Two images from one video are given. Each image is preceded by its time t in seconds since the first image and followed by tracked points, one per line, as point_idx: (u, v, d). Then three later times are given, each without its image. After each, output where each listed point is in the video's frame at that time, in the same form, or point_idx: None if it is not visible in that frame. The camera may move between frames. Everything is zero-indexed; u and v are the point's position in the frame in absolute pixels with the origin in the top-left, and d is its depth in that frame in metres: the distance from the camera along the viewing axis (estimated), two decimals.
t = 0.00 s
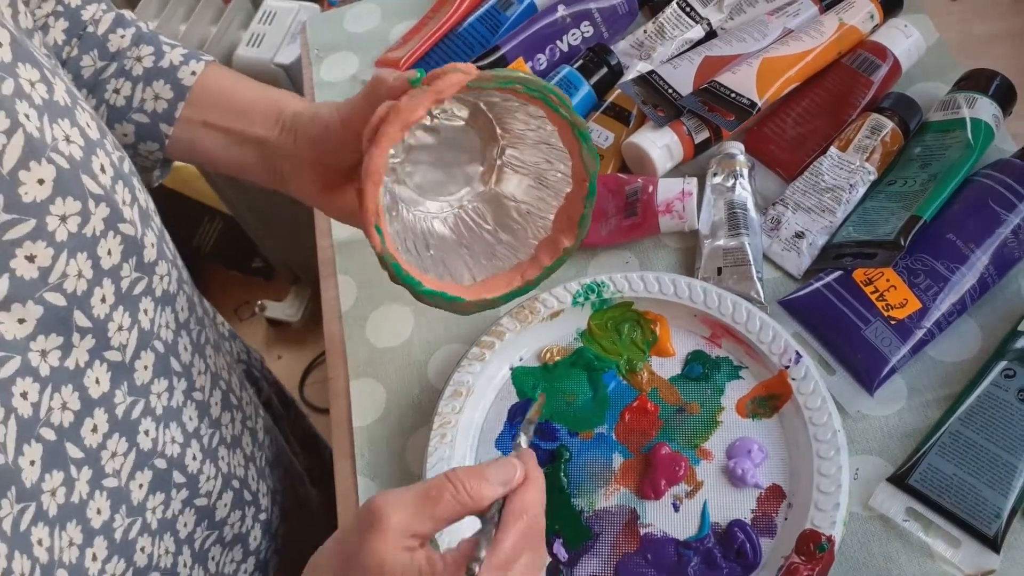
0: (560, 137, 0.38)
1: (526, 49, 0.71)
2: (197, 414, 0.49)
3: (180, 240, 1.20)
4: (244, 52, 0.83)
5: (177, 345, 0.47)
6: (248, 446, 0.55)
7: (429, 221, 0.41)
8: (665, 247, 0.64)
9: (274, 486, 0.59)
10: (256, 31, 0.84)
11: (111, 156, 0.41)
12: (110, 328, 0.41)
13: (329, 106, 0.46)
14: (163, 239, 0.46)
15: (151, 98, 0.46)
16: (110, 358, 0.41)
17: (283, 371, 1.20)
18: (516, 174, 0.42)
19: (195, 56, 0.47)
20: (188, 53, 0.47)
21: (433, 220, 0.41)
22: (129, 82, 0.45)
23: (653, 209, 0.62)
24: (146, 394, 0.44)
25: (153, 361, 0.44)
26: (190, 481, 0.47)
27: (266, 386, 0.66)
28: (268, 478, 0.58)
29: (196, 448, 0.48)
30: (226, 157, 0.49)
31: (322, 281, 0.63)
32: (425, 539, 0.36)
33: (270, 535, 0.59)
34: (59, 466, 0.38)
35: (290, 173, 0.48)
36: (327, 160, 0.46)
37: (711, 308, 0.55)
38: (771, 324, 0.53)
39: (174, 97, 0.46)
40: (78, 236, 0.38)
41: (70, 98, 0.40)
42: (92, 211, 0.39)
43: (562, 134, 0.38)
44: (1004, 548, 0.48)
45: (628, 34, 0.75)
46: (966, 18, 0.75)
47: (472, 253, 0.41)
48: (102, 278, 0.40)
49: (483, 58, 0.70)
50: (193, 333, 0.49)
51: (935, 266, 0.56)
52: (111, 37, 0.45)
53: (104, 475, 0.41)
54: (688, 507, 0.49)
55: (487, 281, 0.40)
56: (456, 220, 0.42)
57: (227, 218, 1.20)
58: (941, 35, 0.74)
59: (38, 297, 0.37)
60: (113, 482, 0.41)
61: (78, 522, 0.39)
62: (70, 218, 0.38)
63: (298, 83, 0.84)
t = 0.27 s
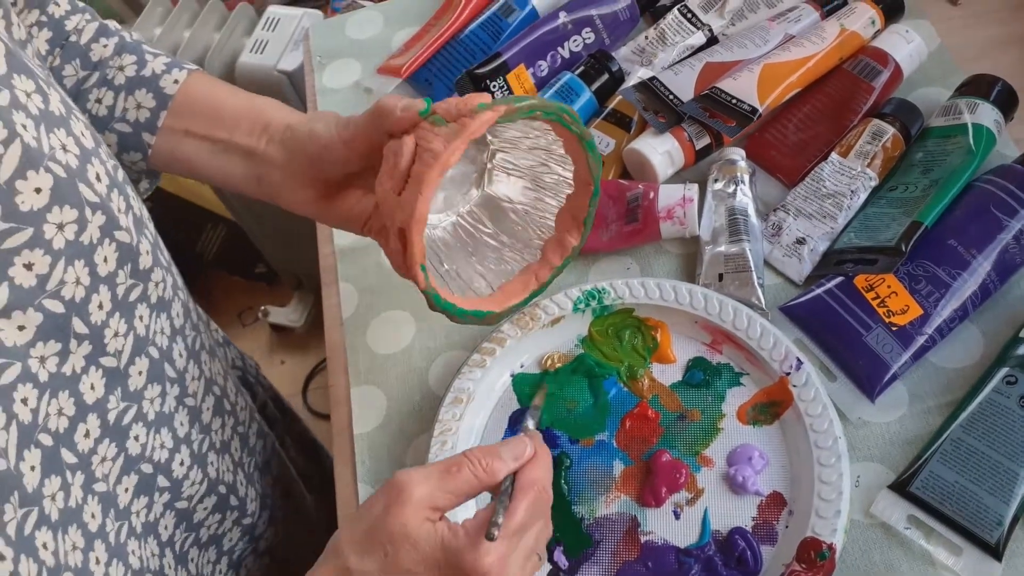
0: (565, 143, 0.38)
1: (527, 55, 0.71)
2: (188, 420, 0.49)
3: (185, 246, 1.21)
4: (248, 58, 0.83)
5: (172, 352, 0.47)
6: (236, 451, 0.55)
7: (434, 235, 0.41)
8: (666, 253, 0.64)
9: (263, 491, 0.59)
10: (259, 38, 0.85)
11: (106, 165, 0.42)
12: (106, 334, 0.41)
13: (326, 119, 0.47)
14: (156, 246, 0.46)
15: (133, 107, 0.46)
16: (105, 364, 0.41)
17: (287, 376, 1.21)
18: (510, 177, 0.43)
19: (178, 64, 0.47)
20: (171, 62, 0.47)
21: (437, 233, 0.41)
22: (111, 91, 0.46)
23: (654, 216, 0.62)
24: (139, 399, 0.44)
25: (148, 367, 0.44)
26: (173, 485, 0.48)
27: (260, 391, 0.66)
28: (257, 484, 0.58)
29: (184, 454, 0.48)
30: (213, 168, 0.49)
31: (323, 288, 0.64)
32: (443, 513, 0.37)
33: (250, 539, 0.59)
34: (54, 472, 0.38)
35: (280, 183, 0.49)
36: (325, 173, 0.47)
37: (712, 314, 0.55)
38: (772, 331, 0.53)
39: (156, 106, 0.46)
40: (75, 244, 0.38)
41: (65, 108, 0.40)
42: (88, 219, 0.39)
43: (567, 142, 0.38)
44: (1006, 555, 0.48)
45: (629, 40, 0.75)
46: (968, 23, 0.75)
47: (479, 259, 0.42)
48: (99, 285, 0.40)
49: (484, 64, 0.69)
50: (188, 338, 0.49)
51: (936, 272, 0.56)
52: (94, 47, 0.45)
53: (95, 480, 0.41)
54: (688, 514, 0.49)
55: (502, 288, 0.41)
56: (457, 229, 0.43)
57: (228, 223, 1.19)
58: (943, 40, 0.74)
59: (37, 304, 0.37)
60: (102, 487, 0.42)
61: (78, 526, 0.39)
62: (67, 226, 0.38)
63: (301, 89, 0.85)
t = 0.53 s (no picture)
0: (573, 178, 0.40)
1: (526, 67, 0.71)
2: (183, 425, 0.49)
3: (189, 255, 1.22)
4: (250, 70, 0.84)
5: (173, 358, 0.47)
6: (236, 457, 0.55)
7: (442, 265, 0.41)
8: (664, 262, 0.65)
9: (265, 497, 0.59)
10: (261, 50, 0.85)
11: (106, 173, 0.42)
12: (106, 341, 0.41)
13: (332, 150, 0.46)
14: (157, 254, 0.47)
15: (132, 128, 0.47)
16: (104, 370, 0.41)
17: (291, 384, 1.21)
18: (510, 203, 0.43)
19: (178, 85, 0.48)
20: (171, 83, 0.47)
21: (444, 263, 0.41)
22: (110, 113, 0.47)
23: (651, 225, 0.63)
24: (136, 405, 0.44)
25: (146, 373, 0.45)
26: (172, 491, 0.48)
27: (261, 400, 0.67)
28: (257, 490, 0.58)
29: (181, 459, 0.49)
30: (208, 191, 0.48)
31: (324, 297, 0.64)
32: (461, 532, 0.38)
33: (250, 544, 0.59)
34: (55, 477, 0.39)
35: (283, 210, 0.48)
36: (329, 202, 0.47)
37: (709, 322, 0.55)
38: (768, 339, 0.53)
39: (154, 127, 0.47)
40: (74, 250, 0.39)
41: (65, 116, 0.40)
42: (89, 226, 0.40)
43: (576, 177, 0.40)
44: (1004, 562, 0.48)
45: (627, 52, 0.76)
46: (963, 34, 0.76)
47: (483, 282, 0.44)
48: (99, 291, 0.40)
49: (483, 76, 0.70)
50: (189, 345, 0.49)
51: (931, 280, 0.56)
52: (95, 68, 0.46)
53: (95, 485, 0.42)
54: (686, 522, 0.49)
55: (510, 314, 0.44)
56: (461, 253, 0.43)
57: (232, 232, 1.22)
58: (938, 50, 0.75)
59: (37, 310, 0.37)
60: (103, 492, 0.42)
61: (83, 530, 0.40)
62: (66, 232, 0.38)
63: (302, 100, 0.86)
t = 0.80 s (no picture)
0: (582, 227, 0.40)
1: (528, 72, 0.72)
2: (182, 439, 0.49)
3: (192, 262, 1.22)
4: (253, 75, 0.84)
5: (169, 371, 0.47)
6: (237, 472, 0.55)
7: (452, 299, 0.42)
8: (666, 267, 0.65)
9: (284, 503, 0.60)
10: (264, 55, 0.86)
11: (113, 183, 0.43)
12: (107, 353, 0.41)
13: (339, 178, 0.45)
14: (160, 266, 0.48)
15: (138, 131, 0.47)
16: (104, 383, 0.41)
17: (292, 389, 1.21)
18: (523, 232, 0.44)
19: (182, 86, 0.48)
20: (175, 83, 0.48)
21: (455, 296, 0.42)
22: (116, 115, 0.47)
23: (653, 230, 0.63)
24: (135, 417, 0.44)
25: (145, 386, 0.45)
26: (190, 502, 0.48)
27: (266, 405, 0.67)
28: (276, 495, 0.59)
29: (191, 471, 0.49)
30: (213, 194, 0.50)
31: (326, 302, 0.64)
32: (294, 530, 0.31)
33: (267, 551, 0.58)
34: (60, 490, 0.38)
35: (288, 218, 0.50)
36: (332, 220, 0.48)
37: (711, 327, 0.55)
38: (770, 343, 0.53)
39: (158, 131, 0.47)
40: (76, 261, 0.39)
41: (73, 127, 0.41)
42: (93, 237, 0.40)
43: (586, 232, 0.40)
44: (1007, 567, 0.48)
45: (628, 57, 0.76)
46: (965, 38, 0.76)
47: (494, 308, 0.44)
48: (100, 302, 0.41)
49: (486, 81, 0.70)
50: (183, 358, 0.50)
51: (934, 285, 0.56)
52: (101, 68, 0.46)
53: (106, 498, 0.41)
54: (688, 527, 0.49)
55: (508, 341, 0.44)
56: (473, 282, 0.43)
57: (235, 238, 1.22)
58: (940, 55, 0.75)
59: (39, 320, 0.37)
60: (115, 505, 0.42)
61: (85, 545, 0.40)
62: (69, 243, 0.38)
63: (305, 106, 0.86)
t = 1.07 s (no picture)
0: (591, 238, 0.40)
1: (530, 73, 0.72)
2: (196, 435, 0.49)
3: (193, 263, 1.23)
4: (255, 75, 0.84)
5: (179, 367, 0.48)
6: (248, 467, 0.56)
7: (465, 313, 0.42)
8: (668, 267, 0.65)
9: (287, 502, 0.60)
10: (266, 55, 0.86)
11: (119, 181, 0.43)
12: (114, 350, 0.41)
13: (346, 176, 0.45)
14: (169, 263, 0.48)
15: (144, 127, 0.47)
16: (112, 380, 0.42)
17: (292, 390, 1.21)
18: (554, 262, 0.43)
19: (189, 81, 0.48)
20: (182, 78, 0.48)
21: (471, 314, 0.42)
22: (123, 111, 0.47)
23: (656, 231, 0.63)
24: (146, 415, 0.44)
25: (154, 383, 0.45)
26: (196, 502, 0.48)
27: (268, 405, 0.67)
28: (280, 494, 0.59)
29: (199, 468, 0.49)
30: (219, 191, 0.50)
31: (328, 302, 0.64)
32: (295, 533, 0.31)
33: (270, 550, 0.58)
34: (66, 487, 0.38)
35: (294, 215, 0.50)
36: (337, 217, 0.48)
37: (713, 328, 0.55)
38: (772, 344, 0.53)
39: (164, 127, 0.47)
40: (82, 258, 0.39)
41: (80, 124, 0.41)
42: (99, 234, 0.40)
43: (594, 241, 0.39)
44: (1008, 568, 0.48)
45: (630, 58, 0.76)
46: (968, 40, 0.76)
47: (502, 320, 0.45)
48: (107, 299, 0.41)
49: (487, 82, 0.71)
50: (195, 354, 0.50)
51: (935, 286, 0.56)
52: (108, 64, 0.47)
53: (114, 495, 0.41)
54: (690, 527, 0.49)
55: (511, 349, 0.44)
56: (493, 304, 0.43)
57: (236, 237, 1.22)
58: (943, 57, 0.75)
59: (43, 318, 0.37)
60: (123, 503, 0.42)
61: (90, 543, 0.40)
62: (75, 240, 0.39)
63: (308, 106, 0.86)
